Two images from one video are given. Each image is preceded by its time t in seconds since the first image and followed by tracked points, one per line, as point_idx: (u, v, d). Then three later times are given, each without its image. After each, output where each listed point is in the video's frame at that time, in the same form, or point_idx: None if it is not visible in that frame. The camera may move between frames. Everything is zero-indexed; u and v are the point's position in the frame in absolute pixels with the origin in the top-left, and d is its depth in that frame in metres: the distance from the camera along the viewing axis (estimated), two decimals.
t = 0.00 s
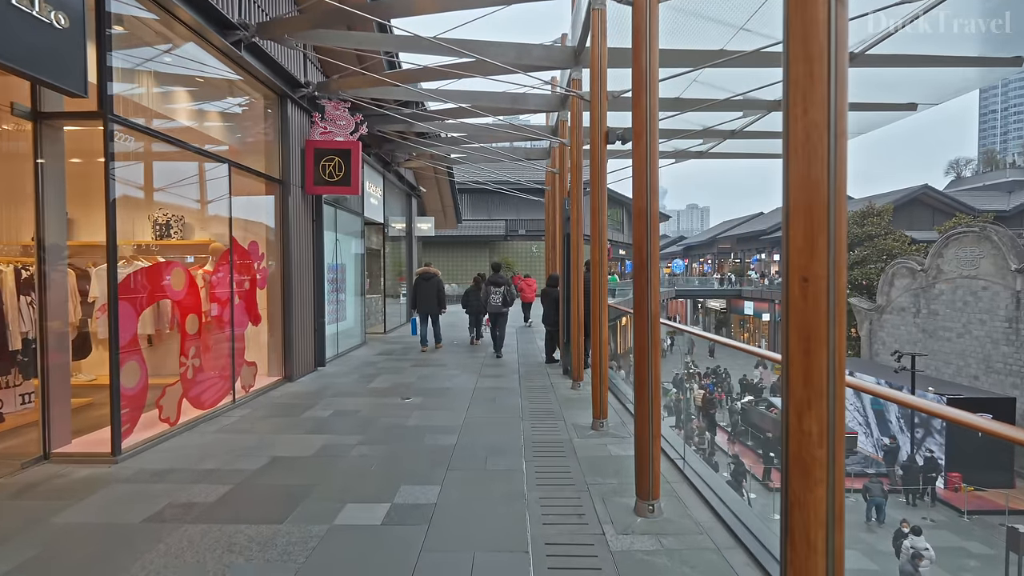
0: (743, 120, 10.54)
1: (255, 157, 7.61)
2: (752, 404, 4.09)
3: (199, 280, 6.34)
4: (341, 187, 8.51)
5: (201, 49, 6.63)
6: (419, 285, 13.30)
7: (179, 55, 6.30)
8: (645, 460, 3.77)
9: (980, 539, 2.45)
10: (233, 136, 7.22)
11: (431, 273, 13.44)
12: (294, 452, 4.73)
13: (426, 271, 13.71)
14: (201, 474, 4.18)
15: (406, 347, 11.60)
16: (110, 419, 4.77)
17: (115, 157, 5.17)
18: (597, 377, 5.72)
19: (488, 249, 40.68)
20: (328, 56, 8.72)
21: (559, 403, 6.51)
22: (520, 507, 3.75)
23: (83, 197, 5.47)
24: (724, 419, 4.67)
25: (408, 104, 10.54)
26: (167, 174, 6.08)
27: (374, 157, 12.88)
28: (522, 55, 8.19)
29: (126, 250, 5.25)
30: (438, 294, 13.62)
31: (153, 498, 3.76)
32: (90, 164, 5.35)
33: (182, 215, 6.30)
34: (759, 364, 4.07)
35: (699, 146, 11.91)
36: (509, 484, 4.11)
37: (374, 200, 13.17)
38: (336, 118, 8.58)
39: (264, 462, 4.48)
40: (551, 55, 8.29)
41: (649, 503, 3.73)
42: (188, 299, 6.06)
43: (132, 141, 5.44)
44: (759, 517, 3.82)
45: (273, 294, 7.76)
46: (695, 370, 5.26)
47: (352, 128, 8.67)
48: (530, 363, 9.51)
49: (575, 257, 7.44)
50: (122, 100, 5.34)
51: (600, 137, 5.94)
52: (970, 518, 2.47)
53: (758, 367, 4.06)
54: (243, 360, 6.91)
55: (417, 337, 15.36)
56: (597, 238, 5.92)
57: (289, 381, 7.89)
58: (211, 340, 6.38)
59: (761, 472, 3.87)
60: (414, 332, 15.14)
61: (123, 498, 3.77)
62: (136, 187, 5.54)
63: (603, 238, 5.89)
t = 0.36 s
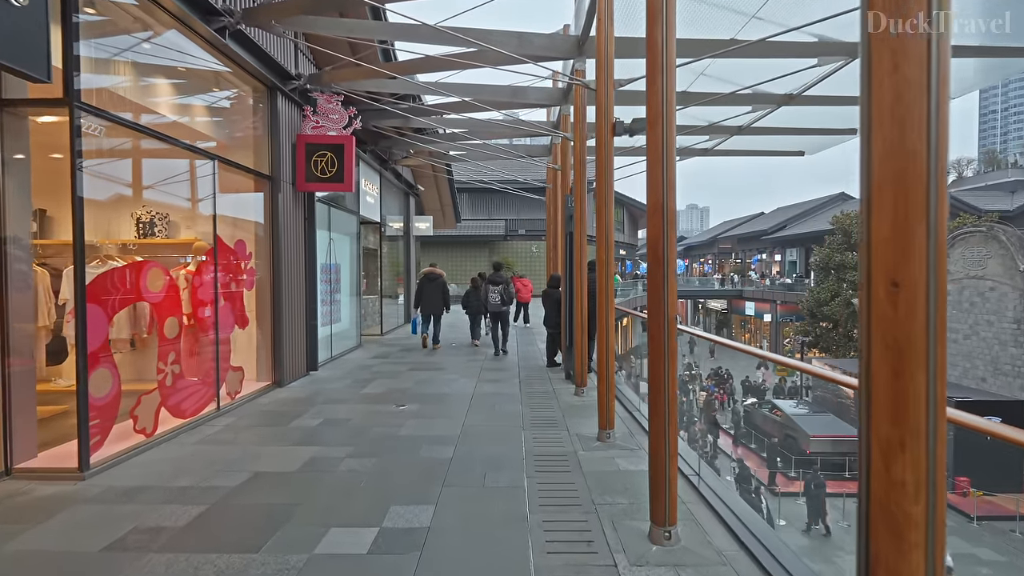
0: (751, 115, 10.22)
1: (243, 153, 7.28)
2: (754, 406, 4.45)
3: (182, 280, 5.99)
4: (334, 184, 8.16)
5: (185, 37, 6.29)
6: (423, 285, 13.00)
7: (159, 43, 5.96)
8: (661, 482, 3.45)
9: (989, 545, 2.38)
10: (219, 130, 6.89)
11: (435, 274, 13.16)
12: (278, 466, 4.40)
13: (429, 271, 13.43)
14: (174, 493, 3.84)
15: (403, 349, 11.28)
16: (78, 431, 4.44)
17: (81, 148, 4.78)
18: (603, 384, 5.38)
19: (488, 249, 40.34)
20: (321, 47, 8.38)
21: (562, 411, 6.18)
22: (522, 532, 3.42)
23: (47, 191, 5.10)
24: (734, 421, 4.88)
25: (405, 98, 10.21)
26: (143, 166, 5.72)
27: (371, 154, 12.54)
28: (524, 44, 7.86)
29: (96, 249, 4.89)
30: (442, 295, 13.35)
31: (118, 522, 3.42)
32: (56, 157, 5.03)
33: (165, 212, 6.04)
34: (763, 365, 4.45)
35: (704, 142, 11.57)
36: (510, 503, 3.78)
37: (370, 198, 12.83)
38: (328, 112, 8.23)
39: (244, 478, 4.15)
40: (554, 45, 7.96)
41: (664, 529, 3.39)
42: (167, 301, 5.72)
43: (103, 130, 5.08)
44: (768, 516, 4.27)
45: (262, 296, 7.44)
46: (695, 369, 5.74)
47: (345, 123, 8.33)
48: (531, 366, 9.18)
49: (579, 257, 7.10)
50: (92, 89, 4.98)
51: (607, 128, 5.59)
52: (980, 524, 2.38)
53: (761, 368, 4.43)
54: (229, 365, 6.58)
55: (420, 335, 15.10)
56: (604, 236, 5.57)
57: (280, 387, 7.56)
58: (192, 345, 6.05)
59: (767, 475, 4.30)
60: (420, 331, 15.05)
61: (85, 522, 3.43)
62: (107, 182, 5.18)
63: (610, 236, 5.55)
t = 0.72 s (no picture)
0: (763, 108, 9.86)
1: (232, 147, 6.93)
2: (757, 406, 4.66)
3: (163, 281, 5.61)
4: (328, 180, 7.81)
5: (167, 22, 5.92)
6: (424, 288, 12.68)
7: (138, 28, 5.58)
8: (686, 509, 3.11)
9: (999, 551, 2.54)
10: (206, 122, 6.54)
11: (435, 273, 12.85)
12: (261, 483, 4.05)
13: (430, 271, 13.09)
14: (144, 516, 3.49)
15: (401, 351, 10.93)
16: (41, 446, 4.09)
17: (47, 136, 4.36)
18: (613, 392, 5.04)
19: (488, 249, 40.02)
20: (313, 36, 8.02)
21: (568, 420, 5.83)
22: (529, 562, 3.06)
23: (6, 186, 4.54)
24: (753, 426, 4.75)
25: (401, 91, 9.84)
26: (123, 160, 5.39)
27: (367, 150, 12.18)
28: (527, 32, 7.50)
29: (64, 249, 4.48)
30: (444, 296, 13.04)
31: (78, 551, 3.07)
32: (18, 151, 4.48)
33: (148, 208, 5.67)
34: (763, 365, 4.65)
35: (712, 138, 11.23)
36: (513, 527, 3.44)
37: (367, 196, 12.47)
38: (321, 104, 7.87)
39: (224, 497, 3.80)
40: (558, 32, 7.59)
41: (690, 562, 3.06)
42: (146, 303, 5.35)
43: (72, 116, 4.67)
44: (771, 518, 4.38)
45: (253, 297, 7.10)
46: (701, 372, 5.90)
47: (339, 115, 7.95)
48: (533, 370, 8.84)
49: (585, 256, 6.74)
50: (59, 72, 4.57)
51: (617, 118, 5.23)
52: (990, 529, 2.67)
53: (761, 369, 4.64)
54: (214, 370, 6.23)
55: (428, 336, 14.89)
56: (614, 234, 5.21)
57: (270, 392, 7.21)
58: (174, 349, 5.70)
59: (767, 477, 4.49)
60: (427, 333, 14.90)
61: (40, 551, 3.08)
62: (74, 172, 4.78)
63: (621, 234, 5.19)
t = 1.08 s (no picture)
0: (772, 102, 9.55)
1: (218, 140, 6.59)
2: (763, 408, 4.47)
3: (139, 281, 5.27)
4: (320, 175, 7.48)
5: (145, 6, 5.54)
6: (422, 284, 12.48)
7: (113, 11, 5.20)
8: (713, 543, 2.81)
9: (1015, 559, 2.38)
10: (190, 114, 6.21)
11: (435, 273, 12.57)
12: (239, 500, 3.72)
13: (429, 270, 12.82)
14: (106, 541, 3.15)
15: (397, 353, 10.59)
16: None
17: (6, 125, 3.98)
18: (621, 399, 4.71)
19: (487, 249, 39.68)
20: (305, 25, 7.68)
21: (572, 428, 5.49)
22: None
23: None
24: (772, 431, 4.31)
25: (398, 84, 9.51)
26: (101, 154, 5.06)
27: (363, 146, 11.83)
28: (528, 18, 7.20)
29: (24, 247, 4.09)
30: (443, 296, 12.79)
31: None
32: None
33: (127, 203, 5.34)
34: (767, 365, 4.47)
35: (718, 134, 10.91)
36: (513, 552, 3.10)
37: (362, 193, 12.14)
38: (313, 95, 7.52)
39: (196, 518, 3.46)
40: (561, 18, 7.30)
41: None
42: (118, 304, 4.99)
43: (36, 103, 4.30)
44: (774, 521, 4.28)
45: (239, 299, 6.77)
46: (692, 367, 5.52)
47: (332, 107, 7.60)
48: (534, 373, 8.50)
49: (589, 254, 6.39)
50: (19, 54, 4.17)
51: (628, 105, 4.88)
52: (1002, 535, 2.42)
53: (763, 368, 4.47)
54: (195, 376, 5.89)
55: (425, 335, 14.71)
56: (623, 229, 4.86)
57: (257, 398, 6.88)
58: (152, 353, 5.35)
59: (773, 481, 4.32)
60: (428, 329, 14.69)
61: None
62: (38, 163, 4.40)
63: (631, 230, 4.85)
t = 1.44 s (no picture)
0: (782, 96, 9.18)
1: (201, 133, 6.24)
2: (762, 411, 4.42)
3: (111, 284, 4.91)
4: (309, 171, 7.06)
5: None
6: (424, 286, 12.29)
7: None
8: None
9: None
10: (170, 107, 5.88)
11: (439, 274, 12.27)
12: (209, 527, 3.36)
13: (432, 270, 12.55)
14: None
15: (392, 357, 10.23)
16: None
17: None
18: (632, 410, 4.39)
19: (486, 248, 39.29)
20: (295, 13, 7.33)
21: (576, 440, 5.13)
22: None
23: None
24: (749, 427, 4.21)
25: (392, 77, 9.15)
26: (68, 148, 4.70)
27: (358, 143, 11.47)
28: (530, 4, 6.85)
29: None
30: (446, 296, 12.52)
31: None
32: None
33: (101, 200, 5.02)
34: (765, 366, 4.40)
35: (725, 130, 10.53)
36: None
37: (358, 191, 11.77)
38: (301, 87, 7.13)
39: (160, 548, 3.12)
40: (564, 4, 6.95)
41: None
42: (87, 308, 4.62)
43: None
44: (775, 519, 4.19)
45: (223, 301, 6.43)
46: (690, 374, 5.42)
47: (322, 99, 7.23)
48: (535, 378, 8.13)
49: (593, 254, 6.04)
50: None
51: (639, 92, 4.50)
52: (1014, 542, 2.42)
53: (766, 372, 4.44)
54: (173, 385, 5.54)
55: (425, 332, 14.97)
56: (633, 227, 4.49)
57: (243, 406, 6.53)
58: (123, 361, 4.98)
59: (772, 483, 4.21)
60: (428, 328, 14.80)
61: None
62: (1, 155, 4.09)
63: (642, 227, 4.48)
